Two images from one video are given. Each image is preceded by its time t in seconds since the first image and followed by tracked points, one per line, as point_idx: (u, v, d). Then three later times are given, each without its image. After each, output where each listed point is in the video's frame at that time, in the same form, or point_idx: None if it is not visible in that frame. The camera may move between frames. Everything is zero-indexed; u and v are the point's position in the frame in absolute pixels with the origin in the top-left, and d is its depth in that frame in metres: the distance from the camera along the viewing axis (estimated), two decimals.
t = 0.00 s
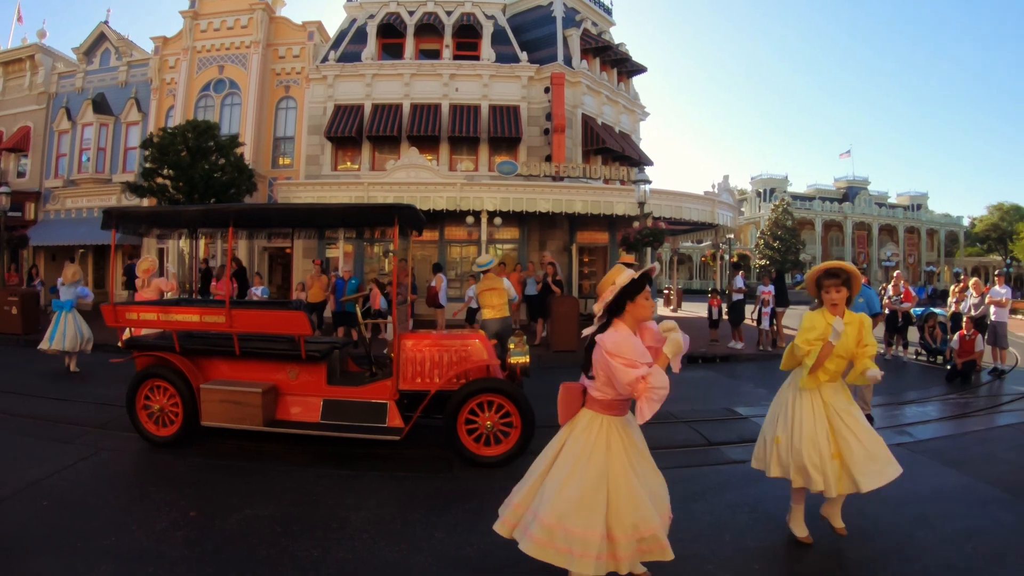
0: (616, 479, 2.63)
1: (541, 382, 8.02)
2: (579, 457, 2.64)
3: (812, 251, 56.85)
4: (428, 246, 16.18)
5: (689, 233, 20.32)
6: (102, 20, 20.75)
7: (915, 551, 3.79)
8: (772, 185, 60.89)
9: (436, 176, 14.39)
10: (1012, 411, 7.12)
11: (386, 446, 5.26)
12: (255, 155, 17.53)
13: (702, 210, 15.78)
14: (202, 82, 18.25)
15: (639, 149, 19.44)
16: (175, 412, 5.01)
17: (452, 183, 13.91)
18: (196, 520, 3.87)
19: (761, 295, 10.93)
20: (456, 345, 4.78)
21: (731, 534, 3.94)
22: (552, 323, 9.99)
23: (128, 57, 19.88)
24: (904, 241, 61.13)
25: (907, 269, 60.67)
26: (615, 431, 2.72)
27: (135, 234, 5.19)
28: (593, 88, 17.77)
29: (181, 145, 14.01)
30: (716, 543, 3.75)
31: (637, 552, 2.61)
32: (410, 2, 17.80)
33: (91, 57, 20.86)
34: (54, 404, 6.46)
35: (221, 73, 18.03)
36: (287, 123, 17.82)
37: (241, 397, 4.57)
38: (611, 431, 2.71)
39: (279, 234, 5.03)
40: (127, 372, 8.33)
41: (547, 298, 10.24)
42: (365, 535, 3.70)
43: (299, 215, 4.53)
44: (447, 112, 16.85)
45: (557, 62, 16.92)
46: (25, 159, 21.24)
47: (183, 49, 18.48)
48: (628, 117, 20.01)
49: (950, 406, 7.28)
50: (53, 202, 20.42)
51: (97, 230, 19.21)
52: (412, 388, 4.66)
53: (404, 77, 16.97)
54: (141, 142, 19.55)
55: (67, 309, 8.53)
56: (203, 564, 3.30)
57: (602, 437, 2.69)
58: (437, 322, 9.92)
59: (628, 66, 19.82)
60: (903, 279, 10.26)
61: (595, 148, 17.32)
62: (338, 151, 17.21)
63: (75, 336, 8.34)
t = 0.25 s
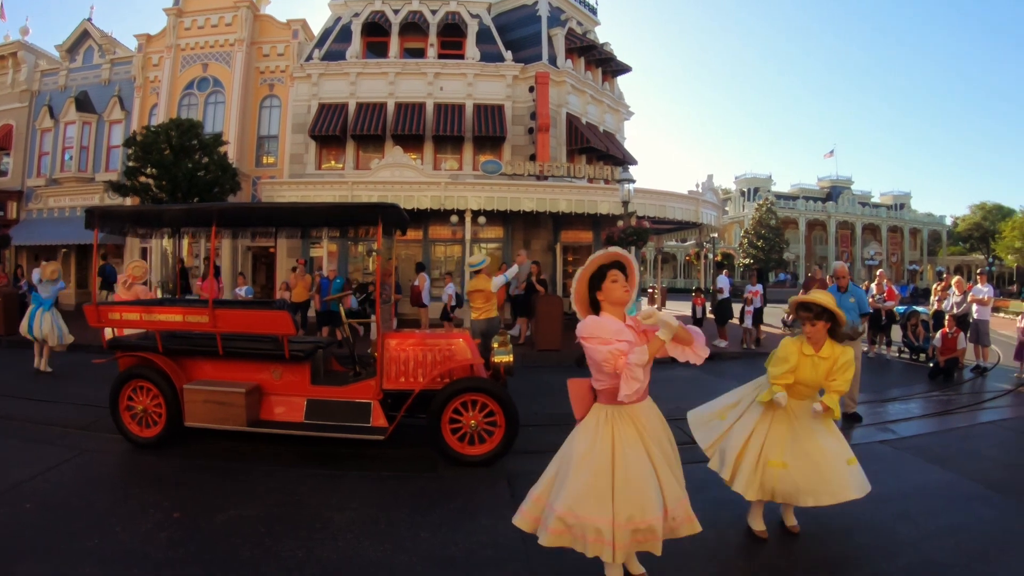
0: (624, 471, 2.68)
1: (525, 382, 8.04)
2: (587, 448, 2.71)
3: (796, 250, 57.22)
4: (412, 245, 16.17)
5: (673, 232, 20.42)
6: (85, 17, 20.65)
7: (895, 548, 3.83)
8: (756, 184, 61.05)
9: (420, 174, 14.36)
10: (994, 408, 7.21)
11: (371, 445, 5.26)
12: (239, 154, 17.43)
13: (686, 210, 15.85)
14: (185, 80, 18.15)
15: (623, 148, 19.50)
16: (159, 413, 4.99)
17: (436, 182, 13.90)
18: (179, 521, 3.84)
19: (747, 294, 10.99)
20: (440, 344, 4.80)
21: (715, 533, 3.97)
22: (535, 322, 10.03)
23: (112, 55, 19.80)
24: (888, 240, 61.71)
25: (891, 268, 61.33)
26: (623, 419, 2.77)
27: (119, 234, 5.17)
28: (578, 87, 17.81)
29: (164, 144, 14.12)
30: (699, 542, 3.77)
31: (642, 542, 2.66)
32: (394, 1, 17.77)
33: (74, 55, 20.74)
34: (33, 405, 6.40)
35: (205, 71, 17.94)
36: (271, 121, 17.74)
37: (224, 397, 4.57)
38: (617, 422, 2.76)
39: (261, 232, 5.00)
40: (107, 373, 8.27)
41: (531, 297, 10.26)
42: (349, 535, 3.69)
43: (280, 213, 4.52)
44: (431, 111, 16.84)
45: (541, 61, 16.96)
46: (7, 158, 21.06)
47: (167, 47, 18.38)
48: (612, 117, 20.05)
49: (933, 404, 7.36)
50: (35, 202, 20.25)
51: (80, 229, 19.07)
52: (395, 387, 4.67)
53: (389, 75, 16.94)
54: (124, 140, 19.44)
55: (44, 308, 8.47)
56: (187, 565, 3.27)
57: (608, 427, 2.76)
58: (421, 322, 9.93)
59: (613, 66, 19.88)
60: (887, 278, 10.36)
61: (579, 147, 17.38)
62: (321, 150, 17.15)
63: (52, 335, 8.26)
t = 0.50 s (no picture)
0: (620, 470, 2.79)
1: (512, 381, 8.06)
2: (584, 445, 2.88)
3: (783, 250, 57.41)
4: (399, 245, 16.16)
5: (660, 232, 20.51)
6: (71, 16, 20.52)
7: (879, 544, 3.88)
8: (743, 184, 61.09)
9: (407, 174, 14.34)
10: (980, 405, 7.29)
11: (359, 446, 5.26)
12: (226, 153, 17.36)
13: (673, 209, 15.91)
14: (172, 79, 18.06)
15: (610, 148, 19.55)
16: (146, 414, 4.97)
17: (424, 181, 13.89)
18: (167, 523, 3.82)
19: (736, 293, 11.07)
20: (428, 344, 4.81)
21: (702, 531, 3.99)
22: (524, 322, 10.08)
23: (98, 54, 19.70)
24: (876, 239, 62.21)
25: (877, 267, 61.86)
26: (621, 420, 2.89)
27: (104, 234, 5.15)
28: (565, 87, 17.84)
29: (151, 143, 14.17)
30: (684, 542, 3.80)
31: (636, 542, 2.71)
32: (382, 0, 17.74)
33: (61, 53, 20.63)
34: (16, 407, 6.35)
35: (192, 70, 17.86)
36: (258, 121, 17.68)
37: (212, 398, 4.57)
38: (616, 425, 2.88)
39: (249, 232, 4.99)
40: (91, 374, 8.22)
41: (518, 296, 10.27)
42: (338, 536, 3.69)
43: (268, 213, 4.52)
44: (419, 111, 16.84)
45: (529, 61, 16.98)
46: None
47: (153, 46, 18.28)
48: (599, 117, 20.10)
49: (919, 401, 7.43)
50: (21, 202, 20.10)
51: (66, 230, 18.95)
52: (383, 387, 4.68)
53: (377, 75, 16.91)
54: (110, 140, 19.34)
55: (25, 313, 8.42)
56: (176, 566, 3.26)
57: (607, 429, 2.89)
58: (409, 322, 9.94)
59: (600, 66, 19.94)
60: (874, 277, 10.43)
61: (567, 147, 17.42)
62: (309, 150, 17.11)
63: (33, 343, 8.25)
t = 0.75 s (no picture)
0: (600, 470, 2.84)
1: (503, 382, 8.07)
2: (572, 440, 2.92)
3: (772, 250, 57.59)
4: (390, 246, 16.14)
5: (650, 232, 20.56)
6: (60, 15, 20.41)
7: (868, 542, 3.90)
8: (732, 184, 61.13)
9: (397, 174, 14.32)
10: (970, 403, 7.34)
11: (350, 447, 5.26)
12: (215, 154, 17.29)
13: (663, 209, 15.95)
14: (162, 79, 17.99)
15: (600, 148, 19.58)
16: (136, 416, 4.96)
17: (414, 181, 13.89)
18: (158, 525, 3.80)
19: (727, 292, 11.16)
20: (418, 345, 4.83)
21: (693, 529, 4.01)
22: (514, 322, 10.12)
23: (88, 54, 19.62)
24: (866, 238, 62.54)
25: (867, 266, 62.21)
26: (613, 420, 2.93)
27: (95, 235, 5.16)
28: (556, 87, 17.86)
29: (141, 144, 14.15)
30: (674, 541, 3.81)
31: (608, 539, 2.78)
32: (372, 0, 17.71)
33: (50, 53, 20.54)
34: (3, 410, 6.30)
35: (182, 70, 17.80)
36: (247, 121, 17.62)
37: (203, 399, 4.57)
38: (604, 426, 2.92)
39: (239, 234, 5.04)
40: (79, 376, 8.18)
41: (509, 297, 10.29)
42: (329, 537, 3.68)
43: (259, 215, 4.54)
44: (409, 111, 16.83)
45: (519, 61, 16.99)
46: None
47: (143, 45, 18.21)
48: (590, 117, 20.12)
49: (908, 399, 7.48)
50: (10, 202, 19.96)
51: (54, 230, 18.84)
52: (374, 388, 4.69)
53: (366, 75, 16.89)
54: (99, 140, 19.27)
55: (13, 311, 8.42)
56: (168, 569, 3.25)
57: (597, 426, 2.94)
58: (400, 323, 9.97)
59: (590, 66, 19.97)
60: (864, 276, 10.49)
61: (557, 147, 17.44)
62: (298, 150, 17.07)
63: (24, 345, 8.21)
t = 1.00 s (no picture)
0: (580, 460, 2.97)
1: (494, 382, 8.08)
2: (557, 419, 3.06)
3: (763, 249, 57.44)
4: (380, 246, 16.13)
5: (640, 232, 20.61)
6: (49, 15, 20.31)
7: (857, 540, 3.93)
8: (723, 184, 61.31)
9: (388, 175, 14.31)
10: (959, 401, 7.40)
11: (341, 448, 5.26)
12: (206, 154, 17.23)
13: (653, 209, 15.99)
14: (151, 79, 17.91)
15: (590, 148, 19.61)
16: (126, 418, 4.94)
17: (404, 182, 13.88)
18: (149, 528, 3.79)
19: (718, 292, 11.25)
20: (409, 346, 4.84)
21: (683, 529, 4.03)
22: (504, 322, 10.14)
23: (77, 54, 19.53)
24: (857, 238, 62.88)
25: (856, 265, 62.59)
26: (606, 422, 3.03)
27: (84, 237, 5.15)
28: (546, 87, 17.88)
29: (130, 144, 14.09)
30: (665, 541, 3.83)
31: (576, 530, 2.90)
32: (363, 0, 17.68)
33: (39, 53, 20.44)
34: None
35: (172, 71, 17.73)
36: (237, 122, 17.57)
37: (193, 401, 4.57)
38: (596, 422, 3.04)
39: (229, 235, 5.07)
40: (68, 378, 8.14)
41: (499, 297, 10.30)
42: (321, 538, 3.68)
43: (249, 216, 4.57)
44: (399, 111, 16.81)
45: (510, 61, 17.01)
46: None
47: (133, 46, 18.13)
48: (580, 117, 20.15)
49: (898, 398, 7.53)
50: None
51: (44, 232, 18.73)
52: (365, 389, 4.70)
53: (357, 75, 16.86)
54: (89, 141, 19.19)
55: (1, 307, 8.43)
56: (160, 572, 3.24)
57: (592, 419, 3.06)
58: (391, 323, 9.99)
59: (581, 66, 20.00)
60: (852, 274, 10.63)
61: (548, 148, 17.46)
62: (289, 151, 17.04)
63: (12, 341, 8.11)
